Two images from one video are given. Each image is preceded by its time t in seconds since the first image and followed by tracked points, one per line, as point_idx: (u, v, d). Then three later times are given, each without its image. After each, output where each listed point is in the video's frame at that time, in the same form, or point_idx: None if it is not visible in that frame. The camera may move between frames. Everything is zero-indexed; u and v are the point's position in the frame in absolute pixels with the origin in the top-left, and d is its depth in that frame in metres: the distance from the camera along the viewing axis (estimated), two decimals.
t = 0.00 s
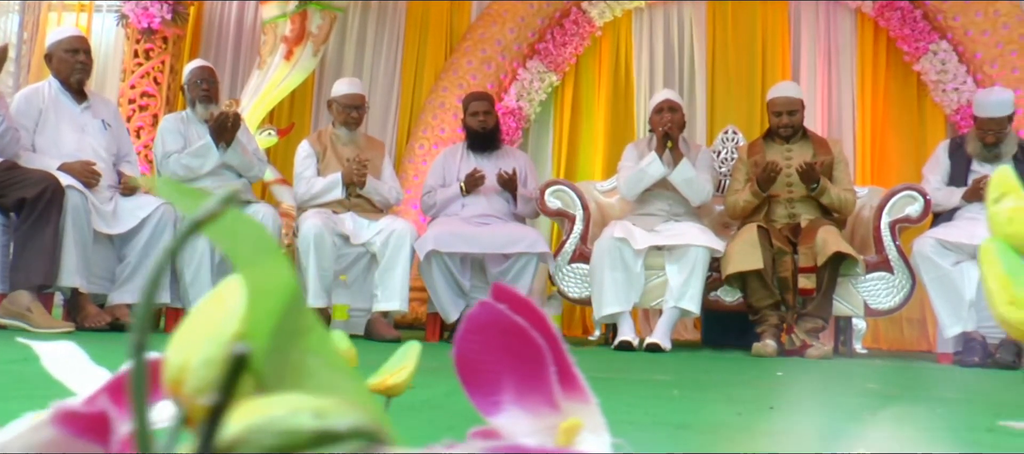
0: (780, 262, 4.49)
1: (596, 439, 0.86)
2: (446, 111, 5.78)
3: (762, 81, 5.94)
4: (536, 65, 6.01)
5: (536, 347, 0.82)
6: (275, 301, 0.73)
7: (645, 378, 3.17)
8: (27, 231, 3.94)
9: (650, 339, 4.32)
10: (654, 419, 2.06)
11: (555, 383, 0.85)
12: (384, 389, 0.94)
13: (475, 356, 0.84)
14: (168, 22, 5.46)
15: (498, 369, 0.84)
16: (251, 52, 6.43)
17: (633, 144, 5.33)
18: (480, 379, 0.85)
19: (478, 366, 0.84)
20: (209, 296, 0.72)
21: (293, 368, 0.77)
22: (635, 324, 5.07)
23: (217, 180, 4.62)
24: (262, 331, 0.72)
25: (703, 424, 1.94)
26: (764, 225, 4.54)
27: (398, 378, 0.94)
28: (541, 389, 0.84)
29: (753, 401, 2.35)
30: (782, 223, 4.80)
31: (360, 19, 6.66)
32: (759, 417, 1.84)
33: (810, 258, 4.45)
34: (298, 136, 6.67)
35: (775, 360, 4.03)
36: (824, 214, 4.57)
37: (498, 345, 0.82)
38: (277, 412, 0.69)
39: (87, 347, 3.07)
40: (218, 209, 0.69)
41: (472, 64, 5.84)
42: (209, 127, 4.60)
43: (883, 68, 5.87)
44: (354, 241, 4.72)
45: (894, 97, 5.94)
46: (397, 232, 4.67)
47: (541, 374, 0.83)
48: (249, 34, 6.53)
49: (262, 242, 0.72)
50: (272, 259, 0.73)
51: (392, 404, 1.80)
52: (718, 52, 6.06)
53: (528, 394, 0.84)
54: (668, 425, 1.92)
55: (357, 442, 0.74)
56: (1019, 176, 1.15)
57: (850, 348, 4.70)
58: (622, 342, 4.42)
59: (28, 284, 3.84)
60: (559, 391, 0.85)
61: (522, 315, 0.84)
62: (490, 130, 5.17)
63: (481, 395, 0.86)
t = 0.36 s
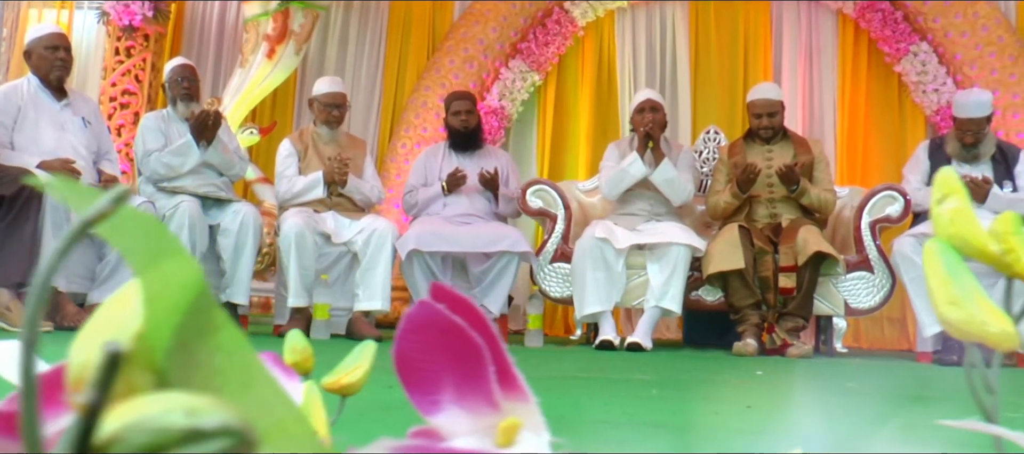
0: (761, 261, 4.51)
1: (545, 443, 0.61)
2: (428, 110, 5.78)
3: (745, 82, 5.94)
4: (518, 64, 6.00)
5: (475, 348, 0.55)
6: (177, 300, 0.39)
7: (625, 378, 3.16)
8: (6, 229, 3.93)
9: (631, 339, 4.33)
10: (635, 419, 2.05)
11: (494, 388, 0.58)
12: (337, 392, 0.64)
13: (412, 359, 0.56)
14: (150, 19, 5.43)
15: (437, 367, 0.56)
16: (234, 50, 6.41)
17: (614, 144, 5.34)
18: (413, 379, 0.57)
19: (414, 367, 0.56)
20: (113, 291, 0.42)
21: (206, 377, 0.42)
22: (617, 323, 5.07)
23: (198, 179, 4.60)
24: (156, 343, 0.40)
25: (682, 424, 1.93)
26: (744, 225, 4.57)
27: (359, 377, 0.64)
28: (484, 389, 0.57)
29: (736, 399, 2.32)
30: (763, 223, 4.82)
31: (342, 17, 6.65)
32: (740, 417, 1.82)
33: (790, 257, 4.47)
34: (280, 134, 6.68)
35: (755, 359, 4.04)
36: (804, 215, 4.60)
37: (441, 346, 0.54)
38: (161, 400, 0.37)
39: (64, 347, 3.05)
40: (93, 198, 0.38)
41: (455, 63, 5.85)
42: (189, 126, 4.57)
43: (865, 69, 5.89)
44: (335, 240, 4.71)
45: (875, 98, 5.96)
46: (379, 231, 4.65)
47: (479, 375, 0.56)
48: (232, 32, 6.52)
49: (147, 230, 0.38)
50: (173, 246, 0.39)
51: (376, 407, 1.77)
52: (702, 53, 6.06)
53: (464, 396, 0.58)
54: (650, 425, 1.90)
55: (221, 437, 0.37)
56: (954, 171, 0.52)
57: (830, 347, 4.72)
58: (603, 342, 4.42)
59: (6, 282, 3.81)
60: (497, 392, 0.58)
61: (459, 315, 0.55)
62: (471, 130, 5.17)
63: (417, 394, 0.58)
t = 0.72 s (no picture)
0: (743, 262, 4.54)
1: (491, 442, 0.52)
2: (412, 110, 5.76)
3: (727, 83, 5.95)
4: (501, 65, 5.99)
5: (419, 346, 0.45)
6: (95, 300, 0.38)
7: (608, 378, 3.16)
8: None
9: (613, 339, 4.34)
10: (614, 418, 2.06)
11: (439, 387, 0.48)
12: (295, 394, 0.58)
13: (351, 358, 0.46)
14: (133, 18, 5.38)
15: (381, 367, 0.46)
16: (217, 49, 6.37)
17: (597, 144, 5.35)
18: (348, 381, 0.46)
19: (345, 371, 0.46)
20: (34, 294, 0.44)
21: (126, 376, 0.40)
22: (600, 323, 5.08)
23: (180, 178, 4.58)
24: (63, 342, 0.39)
25: (663, 424, 1.92)
26: (727, 225, 4.59)
27: (318, 376, 0.57)
28: (428, 388, 0.47)
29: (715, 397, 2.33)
30: (745, 224, 4.85)
31: (326, 17, 6.62)
32: (719, 415, 1.82)
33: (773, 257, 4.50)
34: (263, 134, 6.65)
35: (737, 359, 4.05)
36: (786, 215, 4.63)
37: (384, 347, 0.45)
38: (54, 395, 0.36)
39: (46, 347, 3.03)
40: (3, 202, 0.39)
41: (438, 63, 5.83)
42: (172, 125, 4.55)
43: (848, 70, 5.90)
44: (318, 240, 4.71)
45: (858, 99, 5.98)
46: (361, 231, 4.65)
47: (424, 373, 0.47)
48: (215, 32, 6.47)
49: (70, 231, 0.38)
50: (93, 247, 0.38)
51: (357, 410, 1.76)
52: (685, 53, 6.06)
53: (408, 395, 0.48)
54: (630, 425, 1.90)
55: (111, 442, 0.36)
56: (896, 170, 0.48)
57: (812, 347, 4.74)
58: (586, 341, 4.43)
59: None
60: (442, 391, 0.48)
61: (401, 312, 0.46)
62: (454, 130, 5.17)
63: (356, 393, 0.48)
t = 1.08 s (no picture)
0: (728, 261, 4.56)
1: None
2: (397, 110, 5.75)
3: (712, 83, 5.95)
4: (487, 66, 5.97)
5: (360, 346, 0.45)
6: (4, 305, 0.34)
7: (592, 378, 3.16)
8: None
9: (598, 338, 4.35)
10: (597, 417, 2.06)
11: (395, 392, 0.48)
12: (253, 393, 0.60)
13: (294, 357, 0.45)
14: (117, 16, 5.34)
15: (323, 368, 0.46)
16: (202, 48, 6.32)
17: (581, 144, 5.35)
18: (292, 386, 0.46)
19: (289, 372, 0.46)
20: None
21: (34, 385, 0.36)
22: (585, 322, 5.08)
23: (164, 177, 4.55)
24: None
25: (646, 424, 1.92)
26: (711, 225, 4.61)
27: (274, 376, 0.60)
28: (373, 389, 0.47)
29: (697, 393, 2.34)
30: (729, 224, 4.86)
31: (311, 16, 6.59)
32: (701, 416, 1.82)
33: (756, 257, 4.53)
34: (248, 134, 6.62)
35: (721, 358, 4.05)
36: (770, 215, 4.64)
37: (326, 345, 0.45)
38: None
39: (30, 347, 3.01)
40: None
41: (423, 63, 5.82)
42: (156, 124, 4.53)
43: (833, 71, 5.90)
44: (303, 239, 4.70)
45: (842, 100, 5.98)
46: (346, 231, 4.65)
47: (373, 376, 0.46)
48: (200, 31, 6.43)
49: None
50: None
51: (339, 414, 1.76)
52: (670, 54, 6.06)
53: (350, 395, 0.47)
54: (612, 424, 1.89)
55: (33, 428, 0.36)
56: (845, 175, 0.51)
57: (796, 347, 4.76)
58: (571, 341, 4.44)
59: None
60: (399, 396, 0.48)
61: (342, 314, 0.45)
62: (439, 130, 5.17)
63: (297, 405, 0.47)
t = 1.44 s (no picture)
0: (711, 261, 4.58)
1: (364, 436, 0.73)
2: (382, 110, 5.74)
3: (696, 83, 5.97)
4: (473, 66, 5.99)
5: (290, 345, 0.65)
6: None
7: (574, 378, 3.17)
8: None
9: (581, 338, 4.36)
10: (578, 416, 2.07)
11: (312, 382, 0.69)
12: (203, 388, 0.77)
13: (236, 352, 0.66)
14: (101, 16, 5.29)
15: (260, 365, 0.67)
16: (187, 48, 6.30)
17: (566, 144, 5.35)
18: (233, 374, 0.67)
19: (231, 364, 0.66)
20: None
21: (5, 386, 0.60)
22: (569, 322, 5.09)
23: (148, 176, 4.52)
24: None
25: (625, 422, 1.93)
26: (695, 225, 4.62)
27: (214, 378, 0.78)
28: (303, 383, 0.68)
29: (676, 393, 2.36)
30: (713, 224, 4.88)
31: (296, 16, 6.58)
32: (680, 415, 1.83)
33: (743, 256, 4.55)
34: (232, 134, 6.58)
35: (704, 358, 4.07)
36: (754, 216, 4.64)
37: (260, 343, 0.65)
38: None
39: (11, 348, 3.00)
40: None
41: (408, 63, 5.86)
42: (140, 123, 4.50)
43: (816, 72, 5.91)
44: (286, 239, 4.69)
45: (826, 100, 5.99)
46: (330, 231, 4.65)
47: (296, 371, 0.67)
48: (185, 31, 6.40)
49: None
50: None
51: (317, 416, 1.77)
52: (654, 55, 6.07)
53: (285, 386, 0.68)
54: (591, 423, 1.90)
55: None
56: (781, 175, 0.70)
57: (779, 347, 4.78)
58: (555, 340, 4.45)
59: None
60: (317, 387, 0.69)
61: (278, 312, 0.67)
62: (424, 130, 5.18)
63: (237, 388, 0.69)
